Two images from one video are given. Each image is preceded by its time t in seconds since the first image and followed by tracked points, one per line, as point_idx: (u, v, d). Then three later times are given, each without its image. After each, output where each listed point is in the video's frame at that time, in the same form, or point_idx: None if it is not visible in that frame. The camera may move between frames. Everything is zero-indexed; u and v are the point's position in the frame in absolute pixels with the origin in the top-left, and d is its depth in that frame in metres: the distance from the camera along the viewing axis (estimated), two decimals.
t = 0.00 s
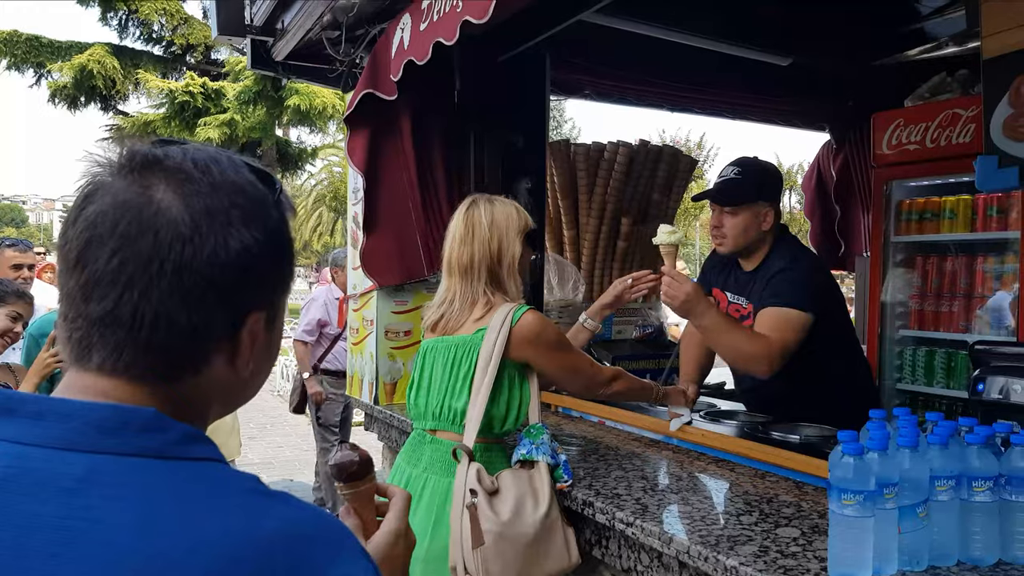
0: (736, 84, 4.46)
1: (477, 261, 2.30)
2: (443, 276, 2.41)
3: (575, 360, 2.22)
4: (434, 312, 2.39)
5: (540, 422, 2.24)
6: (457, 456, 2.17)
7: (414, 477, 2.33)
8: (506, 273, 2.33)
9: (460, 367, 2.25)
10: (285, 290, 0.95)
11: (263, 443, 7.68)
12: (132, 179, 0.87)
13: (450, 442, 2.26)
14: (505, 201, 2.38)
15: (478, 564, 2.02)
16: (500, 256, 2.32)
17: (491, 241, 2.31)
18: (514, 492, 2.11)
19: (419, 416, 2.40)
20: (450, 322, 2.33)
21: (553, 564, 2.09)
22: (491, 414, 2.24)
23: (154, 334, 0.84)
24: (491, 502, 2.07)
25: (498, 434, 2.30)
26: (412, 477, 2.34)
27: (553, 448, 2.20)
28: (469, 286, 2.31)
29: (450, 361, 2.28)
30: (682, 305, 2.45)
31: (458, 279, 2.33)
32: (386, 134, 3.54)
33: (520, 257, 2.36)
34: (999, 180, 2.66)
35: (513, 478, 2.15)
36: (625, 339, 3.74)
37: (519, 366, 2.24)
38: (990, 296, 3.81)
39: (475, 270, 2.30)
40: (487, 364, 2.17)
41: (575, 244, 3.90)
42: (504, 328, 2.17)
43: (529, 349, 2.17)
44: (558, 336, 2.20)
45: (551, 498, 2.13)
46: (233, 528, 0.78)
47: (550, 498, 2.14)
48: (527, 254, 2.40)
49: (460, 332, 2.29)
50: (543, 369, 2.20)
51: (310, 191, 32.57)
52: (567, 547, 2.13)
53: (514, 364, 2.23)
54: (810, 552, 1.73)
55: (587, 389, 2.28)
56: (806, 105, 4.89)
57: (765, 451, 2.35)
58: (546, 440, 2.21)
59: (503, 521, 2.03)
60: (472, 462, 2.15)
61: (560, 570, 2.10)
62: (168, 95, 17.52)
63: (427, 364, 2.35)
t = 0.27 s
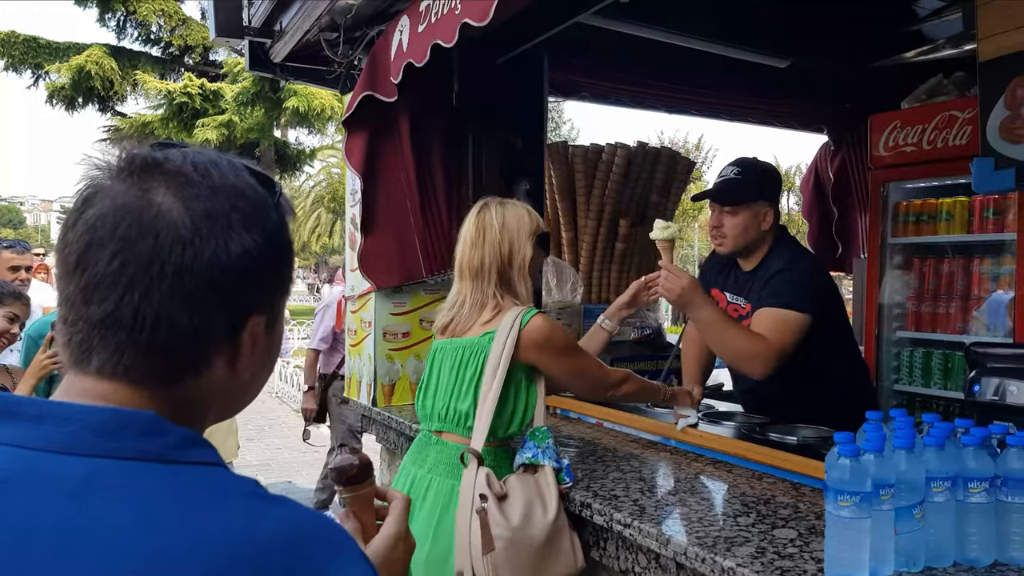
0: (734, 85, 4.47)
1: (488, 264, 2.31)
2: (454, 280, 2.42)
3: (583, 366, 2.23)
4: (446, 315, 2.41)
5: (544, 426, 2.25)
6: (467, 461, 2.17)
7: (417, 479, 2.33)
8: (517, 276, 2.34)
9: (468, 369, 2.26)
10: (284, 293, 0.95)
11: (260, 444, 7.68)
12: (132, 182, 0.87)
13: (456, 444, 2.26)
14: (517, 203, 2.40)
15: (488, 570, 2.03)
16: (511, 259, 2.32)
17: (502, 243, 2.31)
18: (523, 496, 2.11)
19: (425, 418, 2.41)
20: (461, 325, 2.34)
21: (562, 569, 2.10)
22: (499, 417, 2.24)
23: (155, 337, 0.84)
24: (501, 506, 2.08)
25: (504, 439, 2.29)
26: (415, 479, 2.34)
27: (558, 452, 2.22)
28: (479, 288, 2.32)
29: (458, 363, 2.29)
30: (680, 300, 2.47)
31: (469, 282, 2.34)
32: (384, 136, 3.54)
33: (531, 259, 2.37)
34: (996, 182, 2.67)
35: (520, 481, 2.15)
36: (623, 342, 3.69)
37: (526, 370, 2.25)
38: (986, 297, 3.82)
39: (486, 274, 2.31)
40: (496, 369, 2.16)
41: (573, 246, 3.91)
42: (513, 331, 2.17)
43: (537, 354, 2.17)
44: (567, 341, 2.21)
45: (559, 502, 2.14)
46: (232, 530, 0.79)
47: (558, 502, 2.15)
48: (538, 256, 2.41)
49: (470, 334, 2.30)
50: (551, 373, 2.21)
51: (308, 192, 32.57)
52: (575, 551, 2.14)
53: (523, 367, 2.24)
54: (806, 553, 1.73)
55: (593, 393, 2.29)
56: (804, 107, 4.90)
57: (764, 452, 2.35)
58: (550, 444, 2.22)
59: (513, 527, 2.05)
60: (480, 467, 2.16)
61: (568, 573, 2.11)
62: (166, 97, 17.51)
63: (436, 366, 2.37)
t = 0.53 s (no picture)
0: (734, 86, 4.47)
1: (502, 267, 2.30)
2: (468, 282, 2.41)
3: (595, 370, 2.22)
4: (459, 317, 2.41)
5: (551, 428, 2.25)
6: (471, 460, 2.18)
7: (425, 479, 2.33)
8: (532, 279, 2.33)
9: (478, 370, 2.26)
10: (282, 296, 0.95)
11: (259, 446, 7.67)
12: (128, 185, 0.87)
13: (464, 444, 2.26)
14: (529, 207, 2.38)
15: (487, 570, 2.03)
16: (526, 262, 2.31)
17: (516, 246, 2.30)
18: (524, 497, 2.11)
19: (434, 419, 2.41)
20: (473, 328, 2.34)
21: (562, 569, 2.10)
22: (508, 419, 2.24)
23: (153, 342, 0.84)
24: (501, 507, 2.08)
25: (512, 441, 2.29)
26: (423, 480, 2.34)
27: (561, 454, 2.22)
28: (494, 292, 2.31)
29: (469, 365, 2.28)
30: (670, 308, 2.50)
31: (483, 285, 2.33)
32: (383, 138, 3.54)
33: (546, 262, 2.36)
34: (995, 184, 2.70)
35: (522, 482, 2.15)
36: (621, 343, 3.69)
37: (538, 372, 2.24)
38: (985, 299, 3.81)
39: (500, 277, 2.30)
40: (505, 370, 2.16)
41: (572, 247, 3.90)
42: (524, 335, 2.17)
43: (548, 357, 2.17)
44: (580, 346, 2.20)
45: (560, 503, 2.13)
46: (229, 537, 0.78)
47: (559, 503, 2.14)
48: (552, 258, 2.39)
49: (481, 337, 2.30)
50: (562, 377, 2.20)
51: (308, 193, 32.57)
52: (575, 552, 2.13)
53: (534, 370, 2.23)
54: (806, 556, 1.73)
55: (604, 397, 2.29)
56: (803, 108, 4.90)
57: (764, 454, 2.34)
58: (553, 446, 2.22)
59: (513, 527, 2.04)
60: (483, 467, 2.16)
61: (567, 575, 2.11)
62: (165, 98, 17.51)
63: (447, 367, 2.37)
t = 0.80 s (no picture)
0: (732, 89, 4.47)
1: (500, 271, 2.29)
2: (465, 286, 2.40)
3: (592, 373, 2.21)
4: (457, 322, 2.40)
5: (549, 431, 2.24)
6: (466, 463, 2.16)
7: (424, 482, 2.32)
8: (530, 283, 2.32)
9: (475, 373, 2.25)
10: (281, 300, 0.94)
11: (257, 449, 7.65)
12: (124, 188, 0.86)
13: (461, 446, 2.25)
14: (528, 211, 2.37)
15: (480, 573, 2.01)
16: (524, 266, 2.30)
17: (514, 250, 2.29)
18: (519, 500, 2.10)
19: (433, 421, 2.40)
20: (470, 332, 2.34)
21: (558, 573, 2.09)
22: (505, 421, 2.23)
23: (148, 347, 0.83)
24: (496, 509, 2.06)
25: (510, 444, 2.28)
26: (421, 483, 2.33)
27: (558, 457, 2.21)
28: (493, 296, 2.30)
29: (467, 367, 2.28)
30: (669, 311, 2.49)
31: (481, 289, 2.33)
32: (381, 141, 3.53)
33: (544, 265, 2.35)
34: (993, 187, 2.74)
35: (518, 485, 2.13)
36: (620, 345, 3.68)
37: (534, 376, 2.23)
38: (984, 301, 3.81)
39: (498, 281, 2.30)
40: (502, 372, 2.14)
41: (571, 250, 3.89)
42: (521, 339, 2.15)
43: (545, 361, 2.16)
44: (576, 350, 2.19)
45: (555, 505, 2.13)
46: (224, 545, 0.78)
47: (553, 506, 2.14)
48: (550, 261, 2.39)
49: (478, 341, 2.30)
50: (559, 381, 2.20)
51: (306, 196, 32.56)
52: (570, 557, 2.12)
53: (530, 373, 2.22)
54: (806, 560, 1.72)
55: (602, 400, 2.28)
56: (801, 111, 4.90)
57: (763, 458, 2.34)
58: (551, 449, 2.20)
59: (507, 530, 2.02)
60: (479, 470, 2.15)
61: None
62: (164, 101, 17.50)
63: (445, 369, 2.37)
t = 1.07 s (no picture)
0: (723, 94, 4.49)
1: (483, 275, 2.27)
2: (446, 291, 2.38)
3: (581, 376, 2.21)
4: (439, 329, 2.38)
5: (540, 436, 2.23)
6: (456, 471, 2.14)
7: (414, 490, 2.30)
8: (514, 285, 2.31)
9: (462, 379, 2.23)
10: (262, 302, 0.94)
11: (247, 454, 7.60)
12: (103, 183, 0.85)
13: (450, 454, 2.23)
14: (506, 211, 2.37)
15: None
16: (506, 268, 2.30)
17: (495, 252, 2.28)
18: (508, 506, 2.09)
19: (420, 429, 2.38)
20: (453, 337, 2.33)
21: None
22: (494, 426, 2.21)
23: (124, 343, 0.82)
24: (485, 515, 2.06)
25: (499, 450, 2.26)
26: (411, 491, 2.31)
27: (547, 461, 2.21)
28: (476, 300, 2.29)
29: (453, 374, 2.26)
30: (659, 319, 2.51)
31: (463, 293, 2.31)
32: (372, 145, 3.52)
33: (527, 266, 2.34)
34: (982, 190, 2.75)
35: (508, 491, 2.13)
36: (613, 348, 3.70)
37: (522, 381, 2.22)
38: (973, 304, 3.82)
39: (481, 285, 2.28)
40: (490, 376, 2.15)
41: (563, 254, 3.89)
42: (509, 342, 2.15)
43: (534, 365, 2.15)
44: (565, 354, 2.19)
45: (544, 510, 2.12)
46: (205, 551, 0.76)
47: (543, 511, 2.13)
48: (533, 261, 2.38)
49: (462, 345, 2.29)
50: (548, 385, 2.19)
51: (297, 200, 32.46)
52: (561, 562, 2.11)
53: (518, 378, 2.21)
54: (798, 564, 1.72)
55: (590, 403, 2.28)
56: (791, 116, 4.92)
57: (754, 461, 2.34)
58: (539, 453, 2.20)
59: (495, 537, 2.02)
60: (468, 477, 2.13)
61: None
62: (154, 104, 17.42)
63: (430, 376, 2.35)
